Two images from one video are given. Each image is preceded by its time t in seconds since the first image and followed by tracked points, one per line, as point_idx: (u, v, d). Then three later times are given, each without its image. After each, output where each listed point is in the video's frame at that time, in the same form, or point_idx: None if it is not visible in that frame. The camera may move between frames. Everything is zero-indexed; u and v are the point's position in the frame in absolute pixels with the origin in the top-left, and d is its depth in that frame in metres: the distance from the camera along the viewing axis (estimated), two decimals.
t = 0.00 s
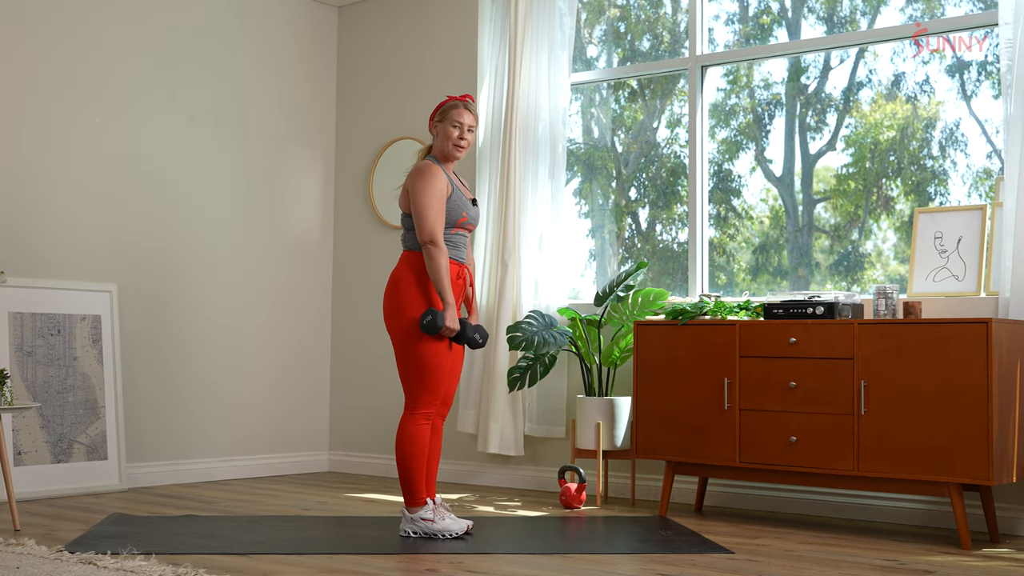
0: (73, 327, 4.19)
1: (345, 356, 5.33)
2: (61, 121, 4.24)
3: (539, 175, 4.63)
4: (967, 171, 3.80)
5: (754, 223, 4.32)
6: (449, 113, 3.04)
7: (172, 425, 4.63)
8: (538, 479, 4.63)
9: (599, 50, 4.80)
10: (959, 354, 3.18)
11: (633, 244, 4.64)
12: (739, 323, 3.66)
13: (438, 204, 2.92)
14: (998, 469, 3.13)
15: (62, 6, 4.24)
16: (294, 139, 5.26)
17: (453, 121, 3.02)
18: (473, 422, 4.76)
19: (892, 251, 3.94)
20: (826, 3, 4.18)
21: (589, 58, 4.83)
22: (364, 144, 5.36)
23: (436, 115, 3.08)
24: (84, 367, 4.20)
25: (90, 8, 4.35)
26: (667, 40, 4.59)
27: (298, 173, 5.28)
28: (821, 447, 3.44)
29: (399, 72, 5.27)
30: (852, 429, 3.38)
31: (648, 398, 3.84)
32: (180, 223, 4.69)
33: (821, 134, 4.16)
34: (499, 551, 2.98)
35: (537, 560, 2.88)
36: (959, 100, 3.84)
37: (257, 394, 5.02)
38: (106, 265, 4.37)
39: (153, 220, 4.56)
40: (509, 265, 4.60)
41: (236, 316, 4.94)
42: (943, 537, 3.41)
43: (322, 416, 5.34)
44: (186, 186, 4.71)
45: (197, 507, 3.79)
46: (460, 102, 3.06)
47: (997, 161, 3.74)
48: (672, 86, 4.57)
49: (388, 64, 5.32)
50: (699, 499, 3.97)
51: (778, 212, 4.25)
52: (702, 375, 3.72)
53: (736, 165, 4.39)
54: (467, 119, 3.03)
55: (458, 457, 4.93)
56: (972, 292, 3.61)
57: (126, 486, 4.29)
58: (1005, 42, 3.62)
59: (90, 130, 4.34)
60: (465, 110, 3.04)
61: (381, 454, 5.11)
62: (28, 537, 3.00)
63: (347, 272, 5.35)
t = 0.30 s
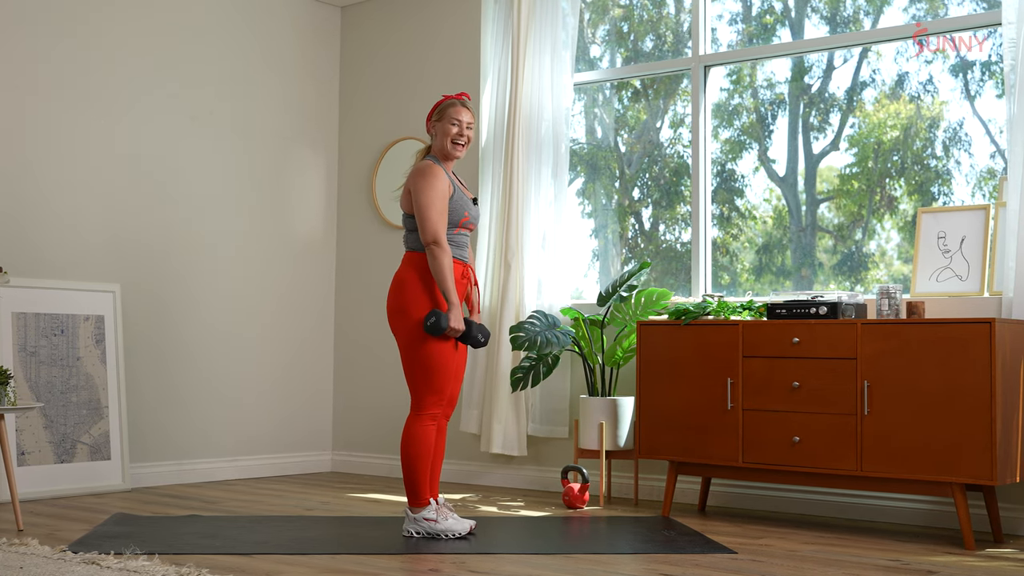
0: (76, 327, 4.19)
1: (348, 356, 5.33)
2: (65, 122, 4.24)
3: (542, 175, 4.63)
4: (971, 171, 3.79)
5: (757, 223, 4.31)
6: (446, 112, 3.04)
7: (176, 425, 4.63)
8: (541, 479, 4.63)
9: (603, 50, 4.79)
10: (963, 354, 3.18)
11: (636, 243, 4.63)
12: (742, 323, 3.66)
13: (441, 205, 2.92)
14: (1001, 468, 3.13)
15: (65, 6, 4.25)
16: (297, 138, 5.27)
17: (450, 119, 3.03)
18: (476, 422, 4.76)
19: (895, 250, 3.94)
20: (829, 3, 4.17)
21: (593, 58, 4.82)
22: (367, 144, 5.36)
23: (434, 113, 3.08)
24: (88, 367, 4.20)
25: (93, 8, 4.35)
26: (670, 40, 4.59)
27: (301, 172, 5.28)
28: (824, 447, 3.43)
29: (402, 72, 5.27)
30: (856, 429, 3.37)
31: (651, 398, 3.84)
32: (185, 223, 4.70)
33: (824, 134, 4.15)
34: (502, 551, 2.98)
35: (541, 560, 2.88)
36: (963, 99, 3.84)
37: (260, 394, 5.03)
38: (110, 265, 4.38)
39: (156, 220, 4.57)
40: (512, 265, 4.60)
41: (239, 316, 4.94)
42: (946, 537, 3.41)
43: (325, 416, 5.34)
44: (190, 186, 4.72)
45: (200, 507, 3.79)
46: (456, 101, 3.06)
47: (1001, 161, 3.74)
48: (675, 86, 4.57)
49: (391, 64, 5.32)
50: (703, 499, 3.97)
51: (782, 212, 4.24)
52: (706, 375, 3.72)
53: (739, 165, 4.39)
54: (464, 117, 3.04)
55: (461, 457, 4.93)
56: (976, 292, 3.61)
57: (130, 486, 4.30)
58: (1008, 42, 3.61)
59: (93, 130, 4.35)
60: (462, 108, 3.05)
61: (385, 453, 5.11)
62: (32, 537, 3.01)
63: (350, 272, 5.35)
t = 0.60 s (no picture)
0: (79, 327, 4.20)
1: (351, 356, 5.33)
2: (68, 122, 4.25)
3: (545, 175, 4.63)
4: (975, 171, 3.78)
5: (761, 223, 4.31)
6: (453, 113, 3.03)
7: (179, 425, 4.64)
8: (544, 479, 4.63)
9: (606, 50, 4.79)
10: (966, 354, 3.17)
11: (639, 244, 4.63)
12: (745, 324, 3.65)
13: (442, 204, 2.92)
14: (1005, 469, 3.12)
15: (67, 7, 4.26)
16: (300, 139, 5.27)
17: (456, 121, 3.02)
18: (479, 422, 4.76)
19: (899, 251, 3.93)
20: (832, 2, 4.17)
21: (596, 58, 4.82)
22: (370, 144, 5.37)
23: (440, 114, 3.08)
24: (91, 367, 4.21)
25: (96, 9, 4.36)
26: (674, 40, 4.59)
27: (304, 172, 5.28)
28: (827, 447, 3.43)
29: (405, 72, 5.28)
30: (859, 429, 3.37)
31: (654, 398, 3.84)
32: (188, 223, 4.70)
33: (827, 134, 4.14)
34: (504, 551, 2.98)
35: (544, 560, 2.88)
36: (966, 99, 3.83)
37: (263, 394, 5.03)
38: (113, 265, 4.38)
39: (159, 220, 4.57)
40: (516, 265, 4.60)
41: (242, 317, 4.95)
42: (949, 537, 3.40)
43: (329, 416, 5.35)
44: (193, 186, 4.72)
45: (203, 507, 3.80)
46: (463, 101, 3.05)
47: (1004, 160, 3.73)
48: (678, 86, 4.56)
49: (394, 64, 5.33)
50: (706, 499, 3.97)
51: (785, 212, 4.24)
52: (709, 375, 3.71)
53: (743, 165, 4.38)
54: (471, 120, 3.03)
55: (464, 457, 4.93)
56: (979, 292, 3.60)
57: (133, 486, 4.30)
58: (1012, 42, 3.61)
59: (96, 130, 4.35)
60: (468, 110, 3.04)
61: (388, 453, 5.11)
62: (35, 537, 3.01)
63: (353, 272, 5.36)
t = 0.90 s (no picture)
0: (82, 327, 4.21)
1: (354, 356, 5.33)
2: (71, 122, 4.26)
3: (548, 175, 4.63)
4: (978, 171, 3.78)
5: (764, 223, 4.30)
6: (482, 127, 3.01)
7: (182, 425, 4.64)
8: (547, 479, 4.63)
9: (609, 50, 4.79)
10: (969, 354, 3.16)
11: (643, 244, 4.63)
12: (749, 323, 3.65)
13: (442, 208, 2.90)
14: (1008, 469, 3.12)
15: (71, 8, 4.27)
16: (303, 139, 5.27)
17: (483, 138, 3.01)
18: (482, 423, 4.76)
19: (902, 250, 3.93)
20: (835, 2, 4.16)
21: (599, 58, 4.81)
22: (373, 144, 5.37)
23: (470, 122, 3.02)
24: (94, 367, 4.22)
25: (99, 9, 4.37)
26: (677, 40, 4.58)
27: (307, 173, 5.29)
28: (831, 447, 3.42)
29: (408, 72, 5.28)
30: (862, 429, 3.36)
31: (657, 398, 3.83)
32: (192, 223, 4.71)
33: (831, 134, 4.14)
34: (507, 551, 2.98)
35: (546, 560, 2.88)
36: (970, 99, 3.82)
37: (266, 393, 5.04)
38: (116, 265, 4.39)
39: (162, 220, 4.58)
40: (518, 265, 4.59)
41: (245, 317, 4.95)
42: (953, 537, 3.40)
43: (332, 416, 5.35)
44: (196, 186, 4.73)
45: (206, 507, 3.80)
46: (493, 117, 3.03)
47: (1008, 160, 3.73)
48: (681, 86, 4.56)
49: (397, 65, 5.33)
50: (709, 499, 3.96)
51: (788, 212, 4.23)
52: (712, 375, 3.71)
53: (746, 165, 4.38)
54: (497, 140, 3.03)
55: (467, 458, 4.93)
56: (982, 292, 3.60)
57: (136, 486, 4.31)
58: (1014, 42, 3.60)
59: (99, 131, 4.36)
60: (497, 128, 3.03)
61: (391, 454, 5.11)
62: (38, 537, 3.02)
63: (356, 272, 5.36)
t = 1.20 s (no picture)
0: (86, 328, 4.21)
1: (358, 356, 5.34)
2: (75, 123, 4.26)
3: (551, 175, 4.63)
4: (982, 171, 3.77)
5: (768, 223, 4.30)
6: (493, 137, 3.00)
7: (186, 425, 4.65)
8: (550, 479, 4.62)
9: (612, 50, 4.78)
10: (974, 354, 3.16)
11: (646, 244, 4.62)
12: (752, 323, 3.64)
13: (432, 210, 2.92)
14: (1012, 469, 3.11)
15: (75, 8, 4.27)
16: (307, 139, 5.28)
17: (493, 148, 3.01)
18: (485, 423, 4.75)
19: (906, 250, 3.92)
20: (839, 2, 4.15)
21: (602, 58, 4.81)
22: (377, 144, 5.37)
23: (480, 132, 3.00)
24: (98, 367, 4.22)
25: (103, 10, 4.38)
26: (680, 40, 4.58)
27: (310, 173, 5.29)
28: (834, 447, 3.42)
29: (412, 72, 5.28)
30: (866, 429, 3.35)
31: (660, 399, 3.83)
32: (195, 224, 4.71)
33: (835, 134, 4.13)
34: (510, 551, 2.98)
35: (549, 561, 2.88)
36: (974, 99, 3.82)
37: (270, 393, 5.04)
38: (120, 265, 4.40)
39: (165, 220, 4.58)
40: (522, 265, 4.59)
41: (249, 316, 4.96)
42: (957, 537, 3.39)
43: (335, 416, 5.35)
44: (200, 186, 4.74)
45: (209, 507, 3.81)
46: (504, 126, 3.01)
47: (1012, 160, 3.72)
48: (684, 86, 4.55)
49: (401, 64, 5.33)
50: (712, 499, 3.96)
51: (792, 212, 4.23)
52: (716, 375, 3.71)
53: (750, 165, 4.37)
54: (507, 150, 3.02)
55: (470, 458, 4.93)
56: (986, 292, 3.59)
57: (140, 486, 4.32)
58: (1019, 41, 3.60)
59: (102, 131, 4.36)
60: (506, 138, 3.02)
61: (394, 453, 5.12)
62: (42, 537, 3.02)
63: (359, 272, 5.36)
